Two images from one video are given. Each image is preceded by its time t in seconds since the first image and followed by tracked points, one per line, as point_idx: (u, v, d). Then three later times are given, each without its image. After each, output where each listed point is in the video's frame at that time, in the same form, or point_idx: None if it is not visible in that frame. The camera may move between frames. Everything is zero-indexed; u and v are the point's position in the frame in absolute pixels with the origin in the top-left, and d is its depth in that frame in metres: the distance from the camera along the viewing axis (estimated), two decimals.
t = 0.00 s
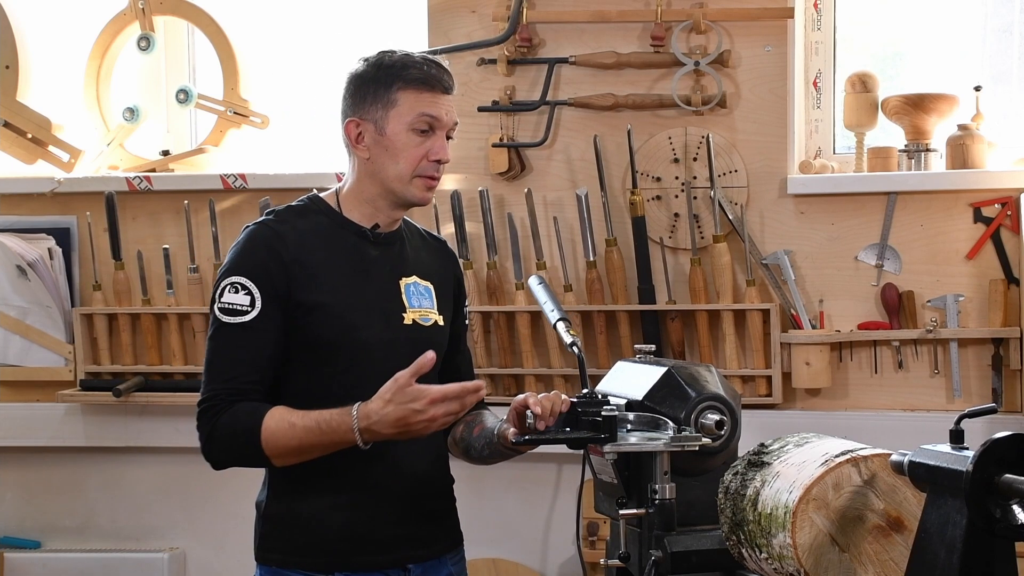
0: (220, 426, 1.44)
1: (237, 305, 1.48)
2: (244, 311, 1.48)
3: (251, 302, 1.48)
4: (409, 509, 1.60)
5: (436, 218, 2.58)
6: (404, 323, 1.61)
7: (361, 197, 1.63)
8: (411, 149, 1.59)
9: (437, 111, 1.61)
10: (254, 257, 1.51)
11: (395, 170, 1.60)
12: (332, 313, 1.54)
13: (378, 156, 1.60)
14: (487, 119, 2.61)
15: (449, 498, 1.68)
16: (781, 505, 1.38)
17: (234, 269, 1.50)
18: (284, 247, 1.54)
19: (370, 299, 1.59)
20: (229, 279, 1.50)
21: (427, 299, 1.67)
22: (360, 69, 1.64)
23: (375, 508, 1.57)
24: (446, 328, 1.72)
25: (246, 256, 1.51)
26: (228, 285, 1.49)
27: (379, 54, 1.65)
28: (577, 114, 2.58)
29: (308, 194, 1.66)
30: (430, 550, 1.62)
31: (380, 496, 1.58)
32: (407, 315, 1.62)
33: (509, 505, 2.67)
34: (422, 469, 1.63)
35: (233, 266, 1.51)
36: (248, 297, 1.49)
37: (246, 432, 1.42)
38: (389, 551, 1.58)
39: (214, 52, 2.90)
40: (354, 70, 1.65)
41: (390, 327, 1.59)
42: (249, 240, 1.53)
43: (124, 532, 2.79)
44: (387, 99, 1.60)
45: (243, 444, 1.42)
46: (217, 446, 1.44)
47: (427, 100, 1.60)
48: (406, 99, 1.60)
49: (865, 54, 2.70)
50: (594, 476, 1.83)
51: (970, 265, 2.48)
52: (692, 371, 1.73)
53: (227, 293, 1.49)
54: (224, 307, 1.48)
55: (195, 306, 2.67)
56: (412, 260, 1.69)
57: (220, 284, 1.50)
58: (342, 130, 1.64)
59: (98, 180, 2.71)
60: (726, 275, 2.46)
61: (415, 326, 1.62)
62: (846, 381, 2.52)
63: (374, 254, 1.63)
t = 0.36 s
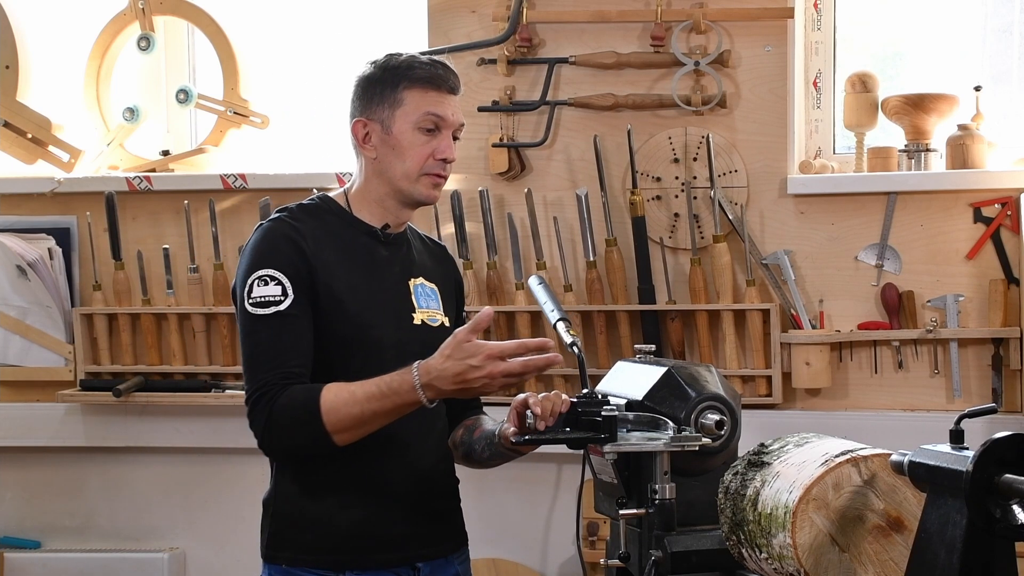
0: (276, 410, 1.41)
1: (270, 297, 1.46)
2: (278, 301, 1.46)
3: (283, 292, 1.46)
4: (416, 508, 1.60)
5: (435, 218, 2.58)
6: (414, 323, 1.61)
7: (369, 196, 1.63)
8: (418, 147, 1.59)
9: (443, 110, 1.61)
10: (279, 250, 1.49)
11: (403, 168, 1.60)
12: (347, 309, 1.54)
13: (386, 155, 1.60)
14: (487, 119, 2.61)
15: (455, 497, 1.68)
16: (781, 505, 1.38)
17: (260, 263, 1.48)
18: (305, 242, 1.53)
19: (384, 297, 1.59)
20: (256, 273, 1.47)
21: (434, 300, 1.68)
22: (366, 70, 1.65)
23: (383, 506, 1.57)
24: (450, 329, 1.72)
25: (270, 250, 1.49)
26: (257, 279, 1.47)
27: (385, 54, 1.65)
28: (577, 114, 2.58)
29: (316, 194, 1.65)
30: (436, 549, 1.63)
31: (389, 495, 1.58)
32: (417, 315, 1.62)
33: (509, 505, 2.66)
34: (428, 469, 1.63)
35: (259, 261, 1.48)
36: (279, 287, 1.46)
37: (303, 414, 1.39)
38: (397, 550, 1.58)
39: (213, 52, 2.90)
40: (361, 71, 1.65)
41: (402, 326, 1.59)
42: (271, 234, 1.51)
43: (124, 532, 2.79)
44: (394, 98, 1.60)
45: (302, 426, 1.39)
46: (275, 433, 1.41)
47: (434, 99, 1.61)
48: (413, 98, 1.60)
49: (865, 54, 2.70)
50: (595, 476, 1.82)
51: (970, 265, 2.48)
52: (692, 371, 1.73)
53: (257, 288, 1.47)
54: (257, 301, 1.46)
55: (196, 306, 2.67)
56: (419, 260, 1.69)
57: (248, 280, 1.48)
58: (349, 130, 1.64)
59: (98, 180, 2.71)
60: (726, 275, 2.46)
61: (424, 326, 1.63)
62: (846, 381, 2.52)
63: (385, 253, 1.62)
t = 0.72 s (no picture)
0: (310, 394, 1.38)
1: (281, 287, 1.45)
2: (290, 290, 1.45)
3: (294, 281, 1.45)
4: (416, 506, 1.60)
5: (435, 218, 2.58)
6: (413, 322, 1.62)
7: (369, 195, 1.63)
8: (418, 145, 1.59)
9: (443, 108, 1.61)
10: (284, 244, 1.49)
11: (402, 166, 1.60)
12: (348, 306, 1.54)
13: (386, 153, 1.60)
14: (487, 119, 2.61)
15: (455, 496, 1.68)
16: (781, 505, 1.38)
17: (265, 257, 1.47)
18: (307, 238, 1.53)
19: (384, 294, 1.59)
20: (264, 267, 1.46)
21: (434, 299, 1.68)
22: (366, 69, 1.65)
23: (384, 505, 1.57)
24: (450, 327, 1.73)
25: (275, 244, 1.48)
26: (265, 271, 1.46)
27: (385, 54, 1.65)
28: (577, 114, 2.58)
29: (316, 192, 1.64)
30: (436, 548, 1.63)
31: (388, 494, 1.58)
32: (416, 314, 1.63)
33: (509, 505, 2.66)
34: (428, 467, 1.63)
35: (265, 254, 1.47)
36: (290, 277, 1.45)
37: (337, 395, 1.36)
38: (397, 548, 1.58)
39: (213, 52, 2.90)
40: (361, 71, 1.65)
41: (401, 325, 1.60)
42: (274, 229, 1.50)
43: (124, 532, 2.79)
44: (394, 96, 1.60)
45: (338, 408, 1.36)
46: (309, 419, 1.38)
47: (434, 97, 1.61)
48: (413, 96, 1.60)
49: (865, 54, 2.70)
50: (595, 476, 1.83)
51: (970, 265, 2.48)
52: (692, 370, 1.73)
53: (267, 280, 1.45)
54: (268, 293, 1.45)
55: (196, 306, 2.67)
56: (419, 259, 1.69)
57: (256, 274, 1.47)
58: (349, 128, 1.64)
59: (98, 180, 2.71)
60: (726, 275, 2.46)
61: (423, 326, 1.63)
62: (846, 381, 2.52)
63: (385, 251, 1.63)
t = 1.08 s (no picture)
0: (354, 369, 1.32)
1: (300, 273, 1.42)
2: (309, 276, 1.42)
3: (313, 268, 1.43)
4: (414, 505, 1.61)
5: (435, 219, 2.58)
6: (413, 320, 1.62)
7: (367, 195, 1.63)
8: (417, 146, 1.59)
9: (441, 109, 1.61)
10: (295, 237, 1.48)
11: (401, 166, 1.59)
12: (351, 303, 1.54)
13: (384, 154, 1.60)
14: (487, 119, 2.61)
15: (450, 495, 1.69)
16: (781, 505, 1.38)
17: (278, 248, 1.46)
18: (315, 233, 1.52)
19: (385, 293, 1.60)
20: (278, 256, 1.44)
21: (432, 298, 1.69)
22: (364, 70, 1.65)
23: (382, 503, 1.57)
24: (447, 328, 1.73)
25: (284, 237, 1.47)
26: (281, 260, 1.44)
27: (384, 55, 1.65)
28: (577, 114, 2.58)
29: (316, 191, 1.65)
30: (433, 546, 1.63)
31: (387, 492, 1.58)
32: (416, 313, 1.63)
33: (509, 505, 2.66)
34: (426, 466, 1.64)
35: (277, 246, 1.46)
36: (308, 264, 1.44)
37: (385, 370, 1.31)
38: (395, 546, 1.58)
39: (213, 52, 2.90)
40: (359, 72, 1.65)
41: (402, 324, 1.60)
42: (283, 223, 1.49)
43: (124, 532, 2.79)
44: (393, 96, 1.60)
45: (384, 385, 1.31)
46: (353, 394, 1.32)
47: (433, 98, 1.61)
48: (412, 97, 1.60)
49: (865, 54, 2.70)
50: (594, 476, 1.83)
51: (970, 265, 2.48)
52: (692, 371, 1.74)
53: (284, 268, 1.43)
54: (287, 279, 1.42)
55: (196, 306, 2.67)
56: (417, 259, 1.70)
57: (271, 263, 1.44)
58: (347, 128, 1.64)
59: (98, 180, 2.71)
60: (726, 275, 2.46)
61: (423, 324, 1.64)
62: (846, 381, 2.52)
63: (385, 250, 1.63)
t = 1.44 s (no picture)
0: (252, 423, 1.39)
1: (265, 298, 1.44)
2: (273, 304, 1.44)
3: (278, 295, 1.44)
4: (420, 508, 1.61)
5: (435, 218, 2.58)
6: (419, 323, 1.61)
7: (374, 194, 1.63)
8: (419, 144, 1.59)
9: (444, 107, 1.61)
10: (283, 251, 1.48)
11: (404, 164, 1.59)
12: (352, 308, 1.53)
13: (387, 153, 1.61)
14: (487, 119, 2.61)
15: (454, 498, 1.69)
16: (781, 505, 1.38)
17: (261, 261, 1.46)
18: (310, 243, 1.52)
19: (389, 297, 1.58)
20: (256, 270, 1.46)
21: (439, 301, 1.68)
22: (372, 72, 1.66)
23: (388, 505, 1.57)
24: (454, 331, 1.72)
25: (274, 251, 1.47)
26: (255, 276, 1.45)
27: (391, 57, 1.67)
28: (577, 114, 2.58)
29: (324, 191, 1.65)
30: (437, 549, 1.63)
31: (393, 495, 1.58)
32: (422, 316, 1.62)
33: (509, 505, 2.66)
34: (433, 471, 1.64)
35: (261, 258, 1.47)
36: (277, 290, 1.45)
37: (281, 437, 1.37)
38: (400, 548, 1.58)
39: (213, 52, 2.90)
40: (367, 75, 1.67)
41: (407, 327, 1.59)
42: (277, 233, 1.49)
43: (124, 532, 2.79)
44: (396, 96, 1.61)
45: (274, 448, 1.37)
46: (244, 445, 1.39)
47: (435, 96, 1.61)
48: (414, 96, 1.60)
49: (865, 54, 2.70)
50: (594, 476, 1.83)
51: (969, 265, 2.48)
52: (692, 370, 1.73)
53: (255, 285, 1.44)
54: (251, 299, 1.44)
55: (196, 306, 2.67)
56: (424, 262, 1.69)
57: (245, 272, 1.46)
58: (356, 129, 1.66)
59: (98, 180, 2.71)
60: (726, 275, 2.46)
61: (429, 327, 1.63)
62: (846, 381, 2.52)
63: (391, 253, 1.62)
